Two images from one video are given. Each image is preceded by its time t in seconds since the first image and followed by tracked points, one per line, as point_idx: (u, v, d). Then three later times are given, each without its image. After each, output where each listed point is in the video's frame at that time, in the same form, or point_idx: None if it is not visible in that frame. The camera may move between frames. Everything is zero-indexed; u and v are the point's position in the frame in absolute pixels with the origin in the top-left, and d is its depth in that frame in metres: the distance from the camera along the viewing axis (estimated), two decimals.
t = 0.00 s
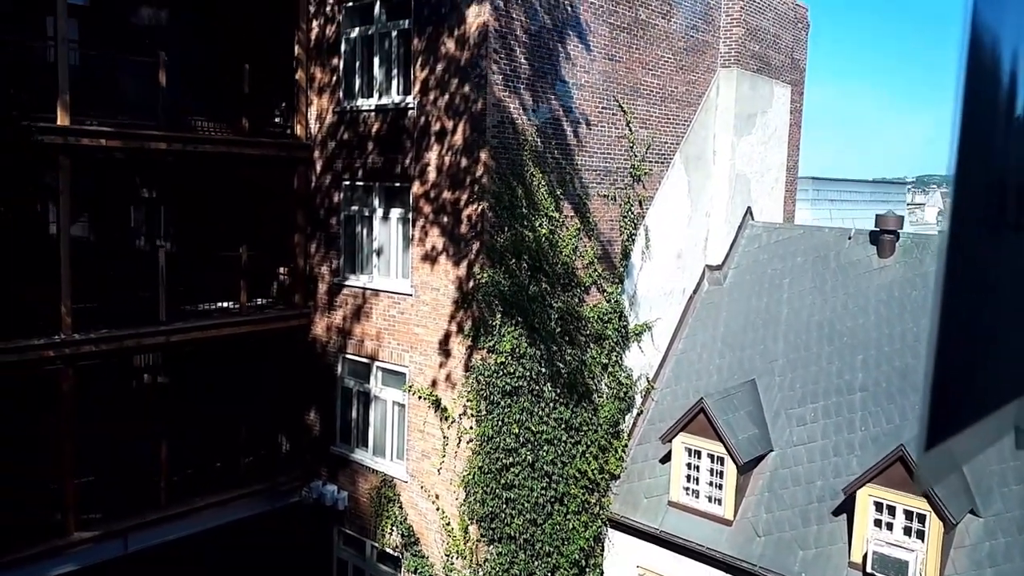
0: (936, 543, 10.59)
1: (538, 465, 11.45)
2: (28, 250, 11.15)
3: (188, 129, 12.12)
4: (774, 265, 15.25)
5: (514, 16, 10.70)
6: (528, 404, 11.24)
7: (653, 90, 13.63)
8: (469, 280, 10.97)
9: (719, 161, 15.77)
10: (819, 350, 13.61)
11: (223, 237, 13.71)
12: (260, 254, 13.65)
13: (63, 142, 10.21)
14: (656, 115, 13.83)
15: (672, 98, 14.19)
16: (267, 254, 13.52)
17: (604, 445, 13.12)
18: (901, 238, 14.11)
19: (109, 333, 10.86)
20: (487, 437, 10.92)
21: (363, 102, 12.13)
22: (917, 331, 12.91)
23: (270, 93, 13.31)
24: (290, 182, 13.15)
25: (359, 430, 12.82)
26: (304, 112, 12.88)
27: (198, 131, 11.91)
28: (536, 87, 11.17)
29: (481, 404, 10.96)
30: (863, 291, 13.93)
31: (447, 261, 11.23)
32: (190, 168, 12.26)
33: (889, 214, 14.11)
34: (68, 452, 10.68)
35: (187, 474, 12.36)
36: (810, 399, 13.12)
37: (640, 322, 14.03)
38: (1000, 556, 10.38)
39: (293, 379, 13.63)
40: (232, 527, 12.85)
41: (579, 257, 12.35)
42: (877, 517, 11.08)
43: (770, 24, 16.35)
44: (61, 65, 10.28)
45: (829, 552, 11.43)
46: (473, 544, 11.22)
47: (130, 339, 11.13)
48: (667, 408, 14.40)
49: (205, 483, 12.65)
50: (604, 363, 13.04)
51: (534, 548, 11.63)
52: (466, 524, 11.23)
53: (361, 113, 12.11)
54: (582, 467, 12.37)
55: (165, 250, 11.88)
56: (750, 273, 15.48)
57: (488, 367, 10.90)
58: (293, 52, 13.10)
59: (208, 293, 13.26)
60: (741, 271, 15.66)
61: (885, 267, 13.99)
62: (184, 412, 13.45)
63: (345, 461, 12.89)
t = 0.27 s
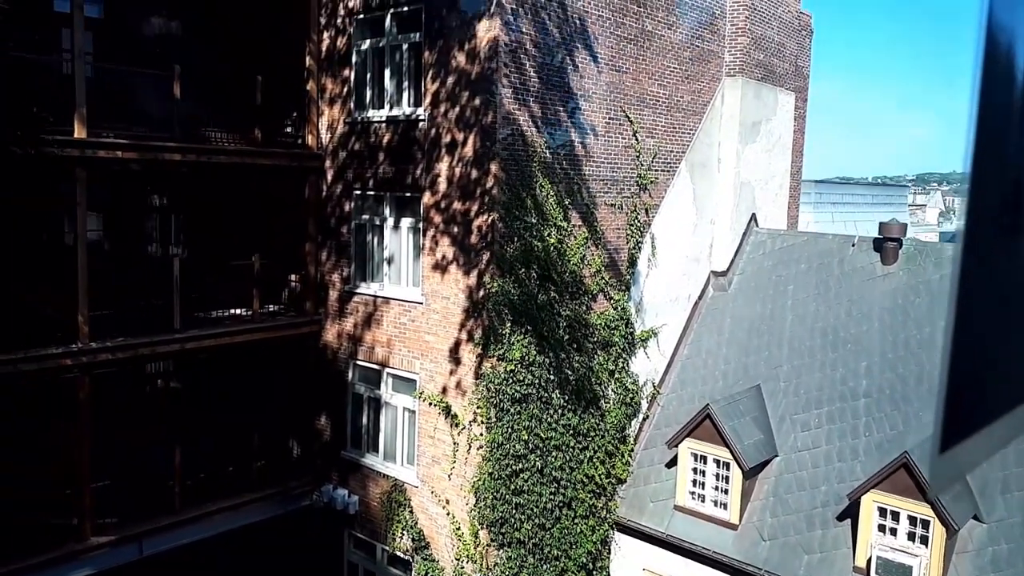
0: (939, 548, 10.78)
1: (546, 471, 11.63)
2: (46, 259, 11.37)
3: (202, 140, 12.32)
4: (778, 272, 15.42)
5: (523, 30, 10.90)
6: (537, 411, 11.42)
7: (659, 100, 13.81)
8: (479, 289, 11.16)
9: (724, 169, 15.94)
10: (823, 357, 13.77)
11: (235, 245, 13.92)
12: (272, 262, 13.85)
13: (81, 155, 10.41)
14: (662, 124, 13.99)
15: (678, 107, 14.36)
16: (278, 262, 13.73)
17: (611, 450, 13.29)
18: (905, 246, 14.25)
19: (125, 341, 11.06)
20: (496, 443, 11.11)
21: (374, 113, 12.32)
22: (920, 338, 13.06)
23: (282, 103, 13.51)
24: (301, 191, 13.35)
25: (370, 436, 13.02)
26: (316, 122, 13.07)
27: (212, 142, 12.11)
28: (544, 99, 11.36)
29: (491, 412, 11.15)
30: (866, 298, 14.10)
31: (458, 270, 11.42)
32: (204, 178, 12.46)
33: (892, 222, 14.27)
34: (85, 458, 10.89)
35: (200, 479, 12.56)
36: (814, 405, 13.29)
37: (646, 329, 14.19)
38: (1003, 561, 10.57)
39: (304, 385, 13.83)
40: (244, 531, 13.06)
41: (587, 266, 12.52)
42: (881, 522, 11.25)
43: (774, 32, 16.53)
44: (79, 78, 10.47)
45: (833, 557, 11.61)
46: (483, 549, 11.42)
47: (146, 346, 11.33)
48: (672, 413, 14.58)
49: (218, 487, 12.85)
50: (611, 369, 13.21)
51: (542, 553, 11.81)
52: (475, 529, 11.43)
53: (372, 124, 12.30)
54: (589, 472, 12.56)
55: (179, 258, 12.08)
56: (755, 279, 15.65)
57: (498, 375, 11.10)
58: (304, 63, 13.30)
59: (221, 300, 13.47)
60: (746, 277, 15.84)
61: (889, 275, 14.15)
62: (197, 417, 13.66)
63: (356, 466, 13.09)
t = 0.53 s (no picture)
0: (943, 561, 10.87)
1: (553, 485, 11.74)
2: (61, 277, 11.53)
3: (214, 158, 12.50)
4: (782, 284, 15.54)
5: (531, 50, 11.06)
6: (544, 426, 11.53)
7: (663, 115, 13.95)
8: (487, 306, 11.30)
9: (727, 182, 16.09)
10: (827, 369, 13.86)
11: (245, 260, 14.07)
12: (282, 277, 14.00)
13: (95, 173, 10.43)
14: (667, 140, 14.13)
15: (682, 122, 14.50)
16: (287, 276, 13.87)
17: (617, 463, 13.37)
18: (906, 260, 14.36)
19: (138, 358, 11.20)
20: (504, 459, 11.24)
21: (383, 130, 12.47)
22: (923, 351, 13.15)
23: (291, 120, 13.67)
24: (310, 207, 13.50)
25: (378, 449, 13.14)
26: (325, 138, 13.24)
27: (223, 160, 12.28)
28: (551, 117, 11.51)
29: (499, 427, 11.27)
30: (869, 311, 14.20)
31: (466, 286, 11.57)
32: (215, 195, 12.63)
33: (894, 235, 14.28)
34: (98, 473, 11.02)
35: (210, 492, 12.68)
36: (818, 418, 13.39)
37: (651, 342, 14.30)
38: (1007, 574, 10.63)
39: (313, 399, 13.96)
40: (254, 544, 13.20)
41: (593, 280, 12.64)
42: (885, 535, 11.35)
43: (777, 47, 16.68)
44: (94, 100, 10.65)
45: (839, 570, 11.67)
46: (491, 563, 11.54)
47: (158, 362, 11.46)
48: (678, 425, 14.71)
49: (228, 500, 12.99)
50: (617, 383, 13.31)
51: (550, 566, 11.89)
52: (484, 544, 11.54)
53: (380, 141, 12.45)
54: (596, 486, 12.64)
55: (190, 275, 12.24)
56: (759, 291, 15.78)
57: (507, 390, 11.23)
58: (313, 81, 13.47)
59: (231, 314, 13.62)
60: (749, 289, 15.99)
61: (891, 288, 14.26)
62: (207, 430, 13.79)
63: (364, 479, 13.21)
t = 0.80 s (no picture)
0: (947, 564, 11.00)
1: (563, 488, 11.90)
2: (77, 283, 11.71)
3: (228, 165, 12.67)
4: (788, 288, 15.66)
5: (541, 59, 11.18)
6: (554, 431, 11.69)
7: (671, 121, 14.06)
8: (498, 312, 11.45)
9: (733, 186, 16.20)
10: (832, 373, 13.99)
11: (256, 264, 14.24)
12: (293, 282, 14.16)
13: (111, 182, 10.60)
14: (674, 145, 14.23)
15: (689, 128, 14.61)
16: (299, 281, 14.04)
17: (624, 466, 13.49)
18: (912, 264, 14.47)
19: (153, 363, 11.37)
20: (514, 463, 11.40)
21: (393, 137, 12.61)
22: (928, 355, 13.26)
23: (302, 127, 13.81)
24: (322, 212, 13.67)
25: (389, 452, 13.30)
26: (336, 144, 13.38)
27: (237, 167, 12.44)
28: (561, 125, 11.64)
29: (509, 432, 11.43)
30: (874, 315, 14.31)
31: (476, 292, 11.71)
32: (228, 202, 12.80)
33: (900, 240, 14.47)
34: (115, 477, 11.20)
35: (223, 495, 12.86)
36: (824, 422, 13.52)
37: (658, 345, 14.42)
38: None
39: (324, 402, 14.13)
40: (266, 545, 13.38)
41: (601, 286, 12.77)
42: (890, 539, 11.50)
43: (783, 52, 16.78)
44: (110, 109, 10.81)
45: (844, 572, 11.81)
46: (501, 565, 11.72)
47: (173, 367, 11.63)
48: (684, 428, 14.86)
49: (240, 502, 13.17)
50: (624, 387, 13.44)
51: (559, 568, 12.03)
52: (495, 546, 11.72)
53: (391, 148, 12.59)
54: (604, 488, 12.76)
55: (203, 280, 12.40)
56: (765, 295, 15.91)
57: (517, 396, 11.38)
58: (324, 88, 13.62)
59: (243, 318, 13.79)
60: (755, 293, 16.12)
61: (896, 292, 14.36)
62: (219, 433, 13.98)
63: (375, 481, 13.39)
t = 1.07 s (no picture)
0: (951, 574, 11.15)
1: (570, 498, 12.04)
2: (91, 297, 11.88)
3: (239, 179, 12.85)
4: (792, 298, 15.80)
5: (549, 76, 11.34)
6: (562, 442, 11.82)
7: (676, 134, 14.21)
8: (506, 324, 11.60)
9: (736, 197, 16.34)
10: (836, 383, 14.12)
11: (266, 276, 14.40)
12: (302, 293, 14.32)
13: (126, 197, 10.77)
14: (679, 157, 14.38)
15: (693, 140, 14.76)
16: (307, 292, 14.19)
17: (630, 476, 13.60)
18: (914, 275, 14.53)
19: (165, 375, 11.53)
20: (522, 474, 11.56)
21: (402, 151, 12.77)
22: (931, 365, 13.37)
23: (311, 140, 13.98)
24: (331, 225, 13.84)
25: (397, 461, 13.45)
26: (345, 157, 13.56)
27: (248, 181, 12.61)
28: (568, 141, 11.80)
29: (518, 443, 11.58)
30: (878, 325, 14.43)
31: (484, 304, 11.86)
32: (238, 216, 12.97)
33: (903, 252, 14.42)
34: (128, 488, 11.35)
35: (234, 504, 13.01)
36: (827, 431, 13.65)
37: (663, 355, 14.55)
38: None
39: (332, 412, 14.28)
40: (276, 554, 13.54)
41: (608, 298, 12.91)
42: (894, 548, 11.62)
43: (786, 63, 16.94)
44: (124, 126, 10.98)
45: None
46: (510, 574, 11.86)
47: (185, 379, 11.77)
48: (689, 437, 15.00)
49: (250, 511, 13.31)
50: (630, 397, 13.58)
51: None
52: (503, 556, 11.86)
53: (400, 161, 12.75)
54: (611, 498, 12.88)
55: (215, 292, 12.57)
56: (769, 304, 16.06)
57: (526, 407, 11.53)
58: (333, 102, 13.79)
59: (253, 330, 13.95)
60: (759, 302, 16.28)
61: (898, 303, 14.47)
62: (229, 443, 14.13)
63: (383, 490, 13.53)
